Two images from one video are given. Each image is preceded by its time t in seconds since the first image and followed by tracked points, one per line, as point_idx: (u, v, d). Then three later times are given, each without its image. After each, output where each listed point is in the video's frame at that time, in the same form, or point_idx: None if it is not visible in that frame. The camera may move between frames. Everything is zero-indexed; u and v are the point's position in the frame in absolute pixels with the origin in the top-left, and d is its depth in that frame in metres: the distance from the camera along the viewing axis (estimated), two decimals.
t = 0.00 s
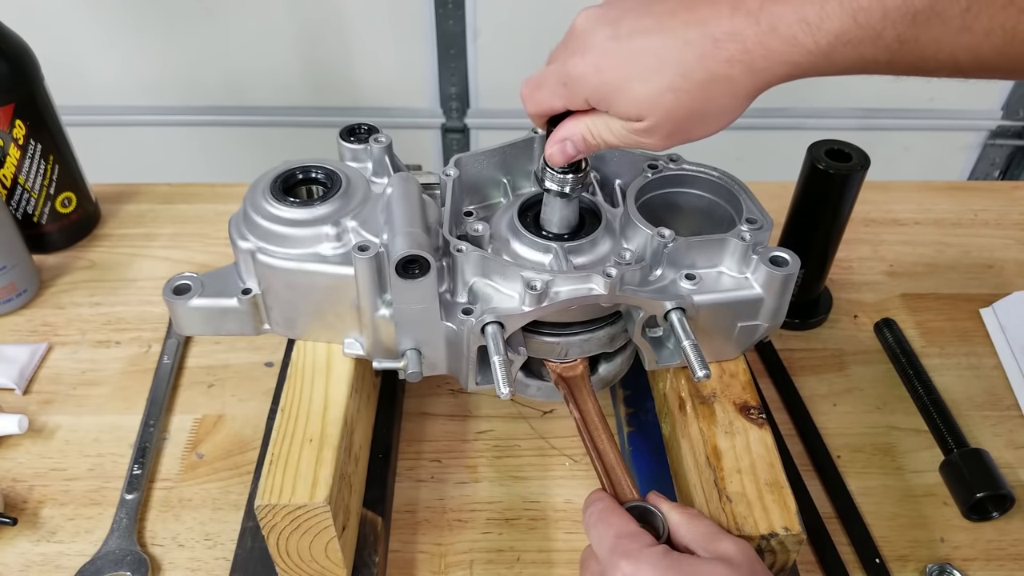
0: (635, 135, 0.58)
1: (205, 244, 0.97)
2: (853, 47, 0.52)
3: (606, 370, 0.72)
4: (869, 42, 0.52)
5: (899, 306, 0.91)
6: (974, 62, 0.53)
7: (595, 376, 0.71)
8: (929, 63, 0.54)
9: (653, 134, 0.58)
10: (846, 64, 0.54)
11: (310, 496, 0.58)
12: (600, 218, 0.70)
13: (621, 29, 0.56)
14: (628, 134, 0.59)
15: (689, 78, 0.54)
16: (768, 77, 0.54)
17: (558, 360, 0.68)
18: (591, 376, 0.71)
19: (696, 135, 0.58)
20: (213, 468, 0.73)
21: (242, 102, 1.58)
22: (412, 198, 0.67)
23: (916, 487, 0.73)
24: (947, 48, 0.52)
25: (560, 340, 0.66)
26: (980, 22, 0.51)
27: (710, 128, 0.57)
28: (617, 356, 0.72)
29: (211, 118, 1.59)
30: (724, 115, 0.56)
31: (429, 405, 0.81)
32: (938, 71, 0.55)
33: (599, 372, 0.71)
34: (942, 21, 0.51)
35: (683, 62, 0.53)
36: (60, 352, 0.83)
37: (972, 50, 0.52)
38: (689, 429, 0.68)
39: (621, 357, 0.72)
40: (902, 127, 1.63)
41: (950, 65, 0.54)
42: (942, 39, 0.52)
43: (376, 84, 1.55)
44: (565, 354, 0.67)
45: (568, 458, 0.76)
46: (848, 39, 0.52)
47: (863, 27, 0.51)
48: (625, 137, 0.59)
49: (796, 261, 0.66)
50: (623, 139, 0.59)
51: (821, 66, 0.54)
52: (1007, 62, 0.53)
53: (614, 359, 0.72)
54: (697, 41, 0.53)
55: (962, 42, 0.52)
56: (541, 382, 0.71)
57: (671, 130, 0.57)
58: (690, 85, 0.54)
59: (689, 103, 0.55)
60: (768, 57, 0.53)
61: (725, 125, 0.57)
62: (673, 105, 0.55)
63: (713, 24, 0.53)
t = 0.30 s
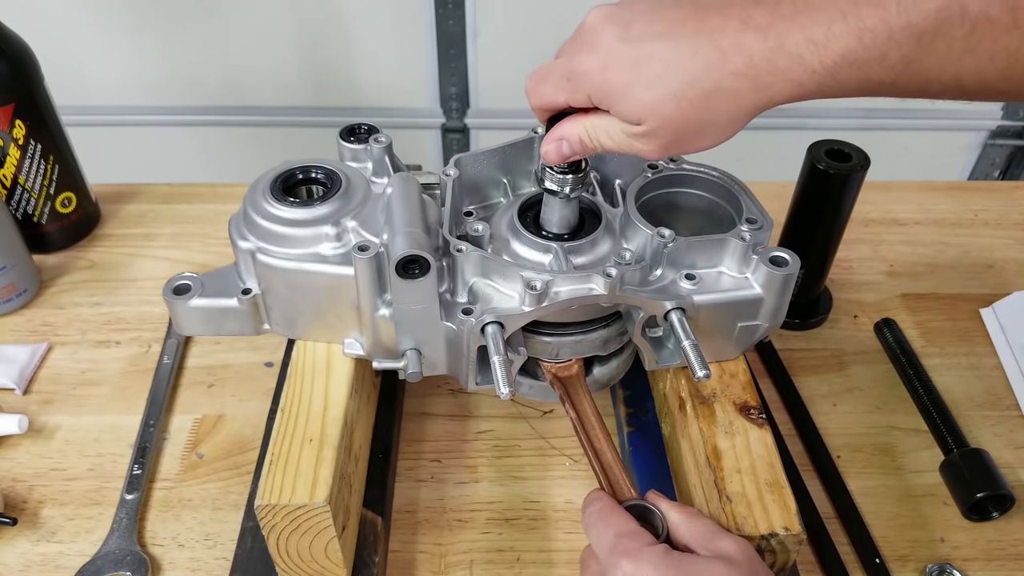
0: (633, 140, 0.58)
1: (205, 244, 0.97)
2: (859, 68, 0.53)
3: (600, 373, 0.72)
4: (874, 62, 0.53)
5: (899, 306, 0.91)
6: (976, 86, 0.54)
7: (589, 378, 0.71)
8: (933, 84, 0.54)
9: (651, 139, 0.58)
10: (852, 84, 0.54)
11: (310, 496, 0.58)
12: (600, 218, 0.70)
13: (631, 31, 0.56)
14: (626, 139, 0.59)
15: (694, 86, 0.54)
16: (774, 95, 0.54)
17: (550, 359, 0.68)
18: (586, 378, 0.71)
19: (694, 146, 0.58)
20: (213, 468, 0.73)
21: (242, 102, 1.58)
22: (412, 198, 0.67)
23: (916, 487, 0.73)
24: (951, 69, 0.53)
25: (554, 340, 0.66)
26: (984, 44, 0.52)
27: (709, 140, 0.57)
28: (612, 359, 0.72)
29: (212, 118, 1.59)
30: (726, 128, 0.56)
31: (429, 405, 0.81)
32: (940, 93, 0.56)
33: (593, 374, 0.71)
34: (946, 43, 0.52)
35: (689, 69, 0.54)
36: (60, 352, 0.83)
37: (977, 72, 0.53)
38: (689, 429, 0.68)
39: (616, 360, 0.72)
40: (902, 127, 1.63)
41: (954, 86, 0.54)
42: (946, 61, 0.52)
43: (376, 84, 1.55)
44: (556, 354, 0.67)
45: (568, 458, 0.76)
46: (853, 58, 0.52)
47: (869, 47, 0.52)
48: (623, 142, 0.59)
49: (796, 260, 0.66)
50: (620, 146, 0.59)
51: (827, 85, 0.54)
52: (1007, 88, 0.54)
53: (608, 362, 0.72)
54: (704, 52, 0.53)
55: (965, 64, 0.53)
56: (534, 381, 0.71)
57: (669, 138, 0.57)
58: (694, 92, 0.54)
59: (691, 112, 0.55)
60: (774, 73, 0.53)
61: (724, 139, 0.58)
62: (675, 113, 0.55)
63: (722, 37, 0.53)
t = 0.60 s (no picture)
0: (678, 140, 0.57)
1: (205, 244, 0.97)
2: (894, 58, 0.54)
3: (621, 360, 0.72)
4: (910, 54, 0.53)
5: (899, 306, 0.91)
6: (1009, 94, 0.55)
7: (610, 370, 0.71)
8: (966, 88, 0.55)
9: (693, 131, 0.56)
10: (886, 81, 0.55)
11: (310, 496, 0.58)
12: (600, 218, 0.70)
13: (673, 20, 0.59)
14: (665, 145, 0.57)
15: (732, 66, 0.55)
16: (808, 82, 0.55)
17: (575, 358, 0.68)
18: (607, 371, 0.71)
19: (725, 141, 0.57)
20: (213, 468, 0.73)
21: (243, 102, 1.58)
22: (412, 198, 0.67)
23: (916, 487, 0.73)
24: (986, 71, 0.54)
25: (554, 340, 0.66)
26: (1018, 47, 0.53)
27: (738, 135, 0.57)
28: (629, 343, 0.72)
29: (212, 118, 1.59)
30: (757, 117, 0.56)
31: (429, 405, 0.81)
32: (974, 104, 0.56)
33: (614, 364, 0.72)
34: (981, 43, 0.53)
35: (726, 48, 0.55)
36: (60, 352, 0.83)
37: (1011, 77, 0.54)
38: (689, 429, 0.68)
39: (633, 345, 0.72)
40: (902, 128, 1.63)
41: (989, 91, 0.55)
42: (982, 62, 0.53)
43: (376, 84, 1.55)
44: (589, 350, 0.67)
45: (568, 458, 0.76)
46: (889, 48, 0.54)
47: (905, 37, 0.53)
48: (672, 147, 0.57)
49: (795, 261, 0.66)
50: (662, 151, 0.57)
51: (862, 77, 0.55)
52: None
53: (628, 347, 0.72)
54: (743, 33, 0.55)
55: (999, 65, 0.53)
56: (563, 381, 0.72)
57: (701, 129, 0.56)
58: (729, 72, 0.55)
59: (726, 92, 0.55)
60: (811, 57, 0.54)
61: (755, 134, 0.57)
62: (711, 91, 0.55)
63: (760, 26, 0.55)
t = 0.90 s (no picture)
0: (649, 185, 0.63)
1: (205, 244, 0.97)
2: (871, 143, 0.65)
3: (624, 357, 0.72)
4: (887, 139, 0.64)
5: (900, 306, 0.91)
6: (975, 186, 0.64)
7: (614, 367, 0.72)
8: (935, 178, 0.65)
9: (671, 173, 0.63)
10: (866, 162, 0.65)
11: (310, 496, 0.59)
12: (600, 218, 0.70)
13: (691, 74, 0.67)
14: (641, 186, 0.63)
15: (731, 122, 0.64)
16: (794, 149, 0.64)
17: (580, 358, 0.68)
18: (610, 369, 0.71)
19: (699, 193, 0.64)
20: (213, 468, 0.73)
21: (243, 102, 1.58)
22: (412, 198, 0.67)
23: (916, 486, 0.73)
24: (953, 159, 0.64)
25: (556, 340, 0.66)
26: (982, 142, 0.64)
27: (713, 191, 0.64)
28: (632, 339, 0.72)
29: (212, 118, 1.59)
30: (738, 176, 0.64)
31: (429, 405, 0.81)
32: (939, 196, 0.65)
33: (617, 362, 0.72)
34: (949, 136, 0.64)
35: (727, 108, 0.64)
36: (60, 352, 0.83)
37: (976, 166, 0.64)
38: (689, 429, 0.68)
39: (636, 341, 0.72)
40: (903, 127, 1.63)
41: (958, 177, 0.64)
42: (951, 150, 0.64)
43: (376, 84, 1.54)
44: (594, 349, 0.67)
45: (568, 458, 0.76)
46: (867, 134, 0.65)
47: (883, 126, 0.65)
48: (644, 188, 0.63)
49: (796, 261, 0.66)
50: (641, 190, 0.63)
51: (845, 154, 0.64)
52: (998, 198, 0.64)
53: (631, 343, 0.72)
54: (747, 101, 0.65)
55: (969, 156, 0.64)
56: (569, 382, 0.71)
57: (682, 174, 0.63)
58: (723, 129, 0.63)
59: (714, 146, 0.63)
60: (800, 131, 0.64)
61: (729, 194, 0.65)
62: (702, 140, 0.63)
63: (759, 100, 0.66)
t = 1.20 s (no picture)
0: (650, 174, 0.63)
1: (205, 244, 0.97)
2: (876, 144, 0.65)
3: (624, 357, 0.72)
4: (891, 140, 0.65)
5: (900, 306, 0.91)
6: (980, 190, 0.64)
7: (613, 368, 0.72)
8: (938, 181, 0.65)
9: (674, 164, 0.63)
10: (871, 163, 0.65)
11: (310, 496, 0.59)
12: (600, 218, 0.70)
13: (697, 70, 0.68)
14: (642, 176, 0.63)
15: (734, 117, 0.64)
16: (799, 147, 0.64)
17: (579, 358, 0.68)
18: (609, 370, 0.71)
19: (700, 188, 0.64)
20: (213, 468, 0.73)
21: (243, 102, 1.58)
22: (412, 198, 0.67)
23: (916, 486, 0.73)
24: (956, 161, 0.64)
25: (555, 340, 0.66)
26: (987, 147, 0.64)
27: (713, 188, 0.64)
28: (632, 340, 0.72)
29: (212, 118, 1.59)
30: (742, 172, 0.64)
31: (429, 405, 0.81)
32: (943, 199, 0.65)
33: (617, 362, 0.72)
34: (953, 140, 0.65)
35: (734, 104, 0.64)
36: (60, 352, 0.83)
37: (979, 168, 0.64)
38: (689, 429, 0.68)
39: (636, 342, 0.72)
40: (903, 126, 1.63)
41: (962, 179, 0.65)
42: (954, 154, 0.65)
43: (376, 85, 1.55)
44: (593, 349, 0.67)
45: (568, 458, 0.76)
46: (872, 136, 0.65)
47: (887, 129, 0.66)
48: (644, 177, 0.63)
49: (796, 260, 0.66)
50: (642, 179, 0.63)
51: (849, 154, 0.65)
52: (1003, 202, 0.64)
53: (630, 343, 0.72)
54: (753, 100, 0.65)
55: (971, 160, 0.64)
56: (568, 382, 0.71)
57: (684, 167, 0.63)
58: (728, 125, 0.63)
59: (719, 140, 0.63)
60: (806, 131, 0.65)
61: (730, 192, 0.65)
62: (707, 134, 0.63)
63: (765, 98, 0.66)
